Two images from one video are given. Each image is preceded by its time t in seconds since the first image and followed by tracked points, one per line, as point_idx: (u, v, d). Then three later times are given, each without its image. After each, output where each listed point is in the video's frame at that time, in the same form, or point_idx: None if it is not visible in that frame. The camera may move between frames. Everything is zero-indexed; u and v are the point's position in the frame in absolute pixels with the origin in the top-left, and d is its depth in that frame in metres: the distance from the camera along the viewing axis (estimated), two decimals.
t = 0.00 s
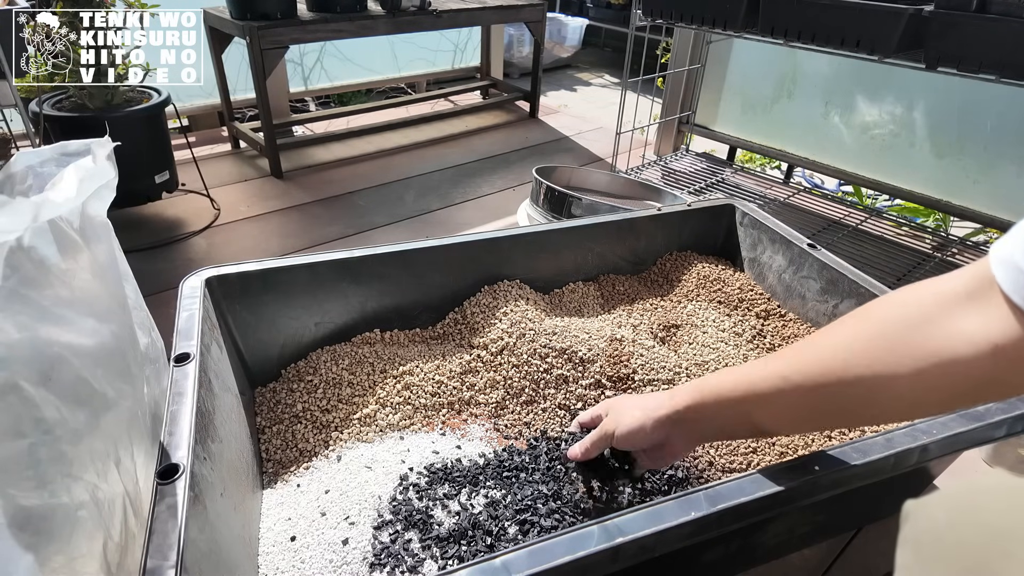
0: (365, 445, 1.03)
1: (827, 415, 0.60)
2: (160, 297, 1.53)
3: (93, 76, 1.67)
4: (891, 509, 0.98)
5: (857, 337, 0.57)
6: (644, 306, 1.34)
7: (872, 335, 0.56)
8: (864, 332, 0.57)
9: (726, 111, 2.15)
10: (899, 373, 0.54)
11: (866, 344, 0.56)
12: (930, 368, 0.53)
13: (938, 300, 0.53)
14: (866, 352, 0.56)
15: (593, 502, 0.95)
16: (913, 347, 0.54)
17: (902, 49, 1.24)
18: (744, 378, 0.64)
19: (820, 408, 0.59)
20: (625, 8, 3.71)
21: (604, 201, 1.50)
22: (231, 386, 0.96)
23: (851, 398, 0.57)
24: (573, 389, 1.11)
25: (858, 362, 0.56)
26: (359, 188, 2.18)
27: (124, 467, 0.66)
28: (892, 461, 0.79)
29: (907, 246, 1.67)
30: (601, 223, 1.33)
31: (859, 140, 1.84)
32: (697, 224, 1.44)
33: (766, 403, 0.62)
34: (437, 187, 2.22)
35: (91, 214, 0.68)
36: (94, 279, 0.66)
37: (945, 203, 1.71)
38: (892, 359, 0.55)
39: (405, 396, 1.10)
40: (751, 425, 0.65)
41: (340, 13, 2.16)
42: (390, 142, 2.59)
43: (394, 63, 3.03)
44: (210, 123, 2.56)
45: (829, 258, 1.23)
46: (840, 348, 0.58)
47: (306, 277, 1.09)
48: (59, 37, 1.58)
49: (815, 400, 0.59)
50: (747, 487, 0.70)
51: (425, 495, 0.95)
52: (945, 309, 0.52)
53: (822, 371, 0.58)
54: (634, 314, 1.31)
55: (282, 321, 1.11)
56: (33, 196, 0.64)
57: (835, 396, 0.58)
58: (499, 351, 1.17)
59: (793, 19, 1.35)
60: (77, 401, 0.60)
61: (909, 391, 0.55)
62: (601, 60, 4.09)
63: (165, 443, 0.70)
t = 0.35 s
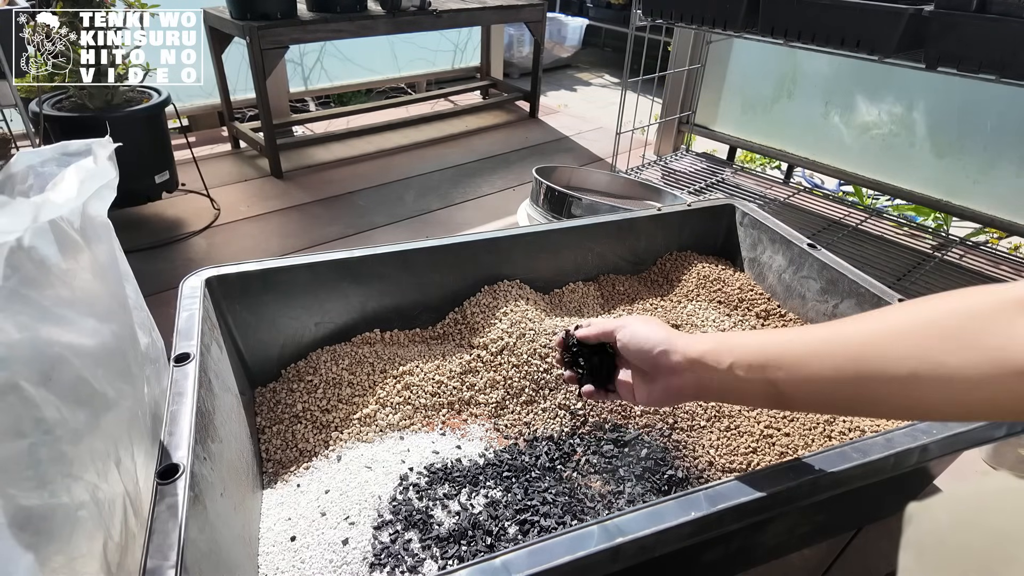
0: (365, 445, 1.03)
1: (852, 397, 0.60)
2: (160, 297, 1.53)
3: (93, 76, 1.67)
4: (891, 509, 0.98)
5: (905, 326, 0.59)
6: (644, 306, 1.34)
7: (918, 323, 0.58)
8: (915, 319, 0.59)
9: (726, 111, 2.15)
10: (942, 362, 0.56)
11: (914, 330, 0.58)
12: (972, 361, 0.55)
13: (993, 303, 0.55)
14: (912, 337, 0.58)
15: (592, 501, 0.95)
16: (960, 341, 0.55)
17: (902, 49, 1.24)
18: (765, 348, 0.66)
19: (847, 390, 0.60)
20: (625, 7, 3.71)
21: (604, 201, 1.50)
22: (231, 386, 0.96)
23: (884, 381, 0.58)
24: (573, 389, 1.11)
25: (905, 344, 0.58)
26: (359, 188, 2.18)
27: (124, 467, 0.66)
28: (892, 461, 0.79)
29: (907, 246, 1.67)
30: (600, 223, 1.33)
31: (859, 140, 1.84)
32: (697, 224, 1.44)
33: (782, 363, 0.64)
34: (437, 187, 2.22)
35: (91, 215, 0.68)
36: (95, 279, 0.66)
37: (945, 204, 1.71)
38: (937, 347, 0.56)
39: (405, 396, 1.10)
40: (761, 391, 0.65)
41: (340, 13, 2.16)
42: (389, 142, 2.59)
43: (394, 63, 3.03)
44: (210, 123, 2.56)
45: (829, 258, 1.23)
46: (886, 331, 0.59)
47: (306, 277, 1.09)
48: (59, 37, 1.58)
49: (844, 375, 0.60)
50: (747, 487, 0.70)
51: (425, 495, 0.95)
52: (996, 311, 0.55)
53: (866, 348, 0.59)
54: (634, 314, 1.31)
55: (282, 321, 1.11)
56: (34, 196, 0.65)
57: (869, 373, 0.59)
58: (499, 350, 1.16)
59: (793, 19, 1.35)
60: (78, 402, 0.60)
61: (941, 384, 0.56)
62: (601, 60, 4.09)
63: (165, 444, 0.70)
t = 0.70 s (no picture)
0: (365, 445, 1.03)
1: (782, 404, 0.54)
2: (160, 297, 1.53)
3: (93, 76, 1.67)
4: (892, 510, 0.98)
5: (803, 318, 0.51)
6: (644, 306, 1.34)
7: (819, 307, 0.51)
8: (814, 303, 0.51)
9: (726, 111, 2.15)
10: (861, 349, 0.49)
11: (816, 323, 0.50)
12: (892, 335, 0.48)
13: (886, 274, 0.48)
14: (820, 331, 0.50)
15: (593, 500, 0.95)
16: (875, 320, 0.48)
17: (902, 49, 1.24)
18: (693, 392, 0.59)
19: (773, 403, 0.54)
20: (625, 7, 3.70)
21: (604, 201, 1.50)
22: (231, 386, 0.96)
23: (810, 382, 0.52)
24: (573, 389, 1.11)
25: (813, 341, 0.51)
26: (359, 188, 2.18)
27: (123, 466, 0.66)
28: (892, 461, 0.79)
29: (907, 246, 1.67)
30: (601, 223, 1.33)
31: (860, 140, 1.84)
32: (698, 224, 1.44)
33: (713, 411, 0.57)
34: (437, 187, 2.22)
35: (93, 215, 0.68)
36: (96, 279, 0.65)
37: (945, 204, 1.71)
38: (849, 335, 0.49)
39: (405, 396, 1.10)
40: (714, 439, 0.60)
41: (340, 13, 2.16)
42: (389, 142, 2.59)
43: (394, 64, 3.03)
44: (210, 123, 2.57)
45: (828, 258, 1.23)
46: (790, 330, 0.52)
47: (306, 277, 1.09)
48: (59, 37, 1.58)
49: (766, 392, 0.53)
50: (747, 487, 0.70)
51: (425, 494, 0.95)
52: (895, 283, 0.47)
53: (775, 354, 0.52)
54: (634, 314, 1.31)
55: (282, 321, 1.11)
56: (36, 198, 0.64)
57: (789, 381, 0.52)
58: (499, 351, 1.16)
59: (793, 19, 1.35)
60: (78, 402, 0.60)
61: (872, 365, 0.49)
62: (601, 61, 4.08)
63: (165, 443, 0.70)
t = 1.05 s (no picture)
0: (365, 445, 1.03)
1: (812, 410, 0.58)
2: (160, 297, 1.53)
3: (93, 76, 1.67)
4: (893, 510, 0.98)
5: (830, 327, 0.55)
6: (644, 306, 1.34)
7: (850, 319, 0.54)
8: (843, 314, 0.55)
9: (726, 111, 2.15)
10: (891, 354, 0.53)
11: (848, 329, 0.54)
12: (902, 345, 0.52)
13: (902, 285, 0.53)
14: (837, 339, 0.55)
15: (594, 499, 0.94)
16: (886, 330, 0.52)
17: (902, 49, 1.24)
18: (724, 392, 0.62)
19: (790, 408, 0.58)
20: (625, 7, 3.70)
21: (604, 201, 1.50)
22: (231, 386, 0.96)
23: (841, 389, 0.55)
24: (573, 389, 1.11)
25: (846, 349, 0.54)
26: (359, 188, 2.18)
27: (123, 466, 0.66)
28: (892, 461, 0.79)
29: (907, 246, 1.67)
30: (601, 223, 1.33)
31: (860, 140, 1.84)
32: (698, 224, 1.44)
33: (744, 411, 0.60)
34: (437, 187, 2.21)
35: (94, 215, 0.68)
36: (97, 279, 0.65)
37: (945, 204, 1.71)
38: (867, 342, 0.53)
39: (405, 396, 1.10)
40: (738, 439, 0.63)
41: (340, 13, 2.15)
42: (389, 142, 2.59)
43: (394, 63, 3.03)
44: (210, 123, 2.56)
45: (828, 258, 1.23)
46: (810, 338, 0.56)
47: (306, 277, 1.09)
48: (59, 37, 1.58)
49: (800, 398, 0.57)
50: (747, 488, 0.70)
51: (425, 494, 0.95)
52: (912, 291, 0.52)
53: (795, 363, 0.56)
54: (634, 314, 1.31)
55: (282, 321, 1.11)
56: (36, 198, 0.64)
57: (824, 390, 0.56)
58: (499, 351, 1.17)
59: (793, 19, 1.35)
60: (78, 402, 0.60)
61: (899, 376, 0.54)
62: (601, 61, 4.08)
63: (165, 443, 0.70)
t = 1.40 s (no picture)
0: (365, 445, 1.03)
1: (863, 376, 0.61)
2: (160, 297, 1.53)
3: (93, 76, 1.67)
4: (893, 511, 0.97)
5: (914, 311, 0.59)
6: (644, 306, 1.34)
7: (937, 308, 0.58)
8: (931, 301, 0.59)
9: (726, 111, 2.15)
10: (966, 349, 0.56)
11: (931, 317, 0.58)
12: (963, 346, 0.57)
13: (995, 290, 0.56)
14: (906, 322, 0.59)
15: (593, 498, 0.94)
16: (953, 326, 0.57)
17: (902, 49, 1.24)
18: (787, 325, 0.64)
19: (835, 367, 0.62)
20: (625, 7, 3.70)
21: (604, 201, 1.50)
22: (231, 386, 0.96)
23: (902, 366, 0.59)
24: (573, 389, 1.11)
25: (920, 333, 0.58)
26: (359, 188, 2.18)
27: (123, 467, 0.66)
28: (892, 461, 0.79)
29: (907, 246, 1.67)
30: (601, 223, 1.33)
31: (860, 140, 1.84)
32: (698, 224, 1.44)
33: (801, 348, 0.63)
34: (437, 187, 2.21)
35: (95, 214, 0.68)
36: (97, 279, 0.65)
37: (945, 204, 1.71)
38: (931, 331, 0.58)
39: (405, 396, 1.10)
40: (768, 368, 0.65)
41: (340, 13, 2.15)
42: (389, 142, 2.59)
43: (394, 64, 3.03)
44: (209, 123, 2.56)
45: (828, 258, 1.23)
46: (877, 314, 0.60)
47: (306, 277, 1.08)
48: (59, 37, 1.58)
49: (859, 360, 0.60)
50: (748, 488, 0.70)
51: (425, 494, 0.95)
52: (1005, 300, 0.56)
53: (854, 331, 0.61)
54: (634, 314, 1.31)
55: (282, 321, 1.11)
56: (35, 198, 0.63)
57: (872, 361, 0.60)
58: (499, 350, 1.17)
59: (793, 19, 1.35)
60: (79, 401, 0.60)
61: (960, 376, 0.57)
62: (601, 61, 4.08)
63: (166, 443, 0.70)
